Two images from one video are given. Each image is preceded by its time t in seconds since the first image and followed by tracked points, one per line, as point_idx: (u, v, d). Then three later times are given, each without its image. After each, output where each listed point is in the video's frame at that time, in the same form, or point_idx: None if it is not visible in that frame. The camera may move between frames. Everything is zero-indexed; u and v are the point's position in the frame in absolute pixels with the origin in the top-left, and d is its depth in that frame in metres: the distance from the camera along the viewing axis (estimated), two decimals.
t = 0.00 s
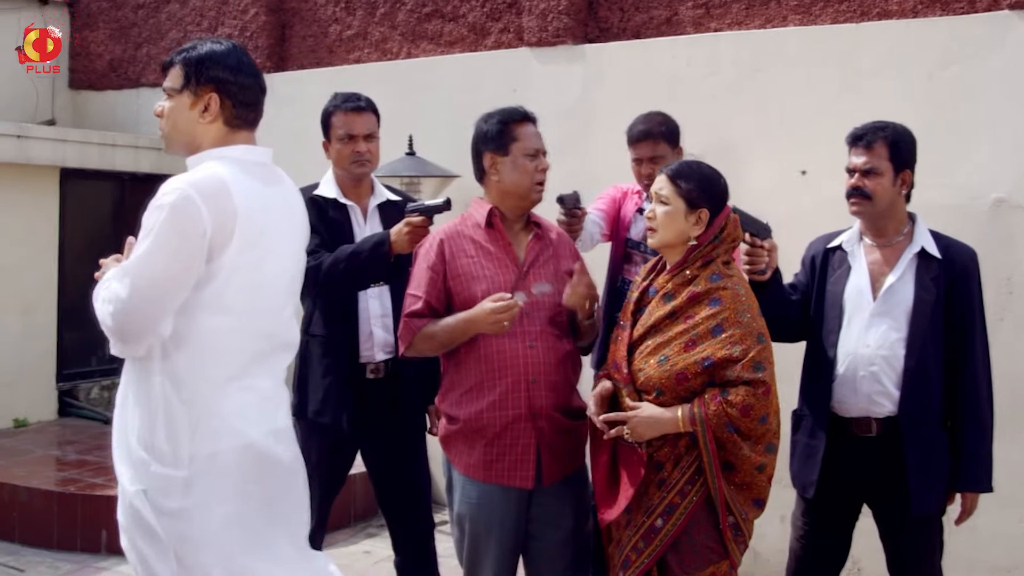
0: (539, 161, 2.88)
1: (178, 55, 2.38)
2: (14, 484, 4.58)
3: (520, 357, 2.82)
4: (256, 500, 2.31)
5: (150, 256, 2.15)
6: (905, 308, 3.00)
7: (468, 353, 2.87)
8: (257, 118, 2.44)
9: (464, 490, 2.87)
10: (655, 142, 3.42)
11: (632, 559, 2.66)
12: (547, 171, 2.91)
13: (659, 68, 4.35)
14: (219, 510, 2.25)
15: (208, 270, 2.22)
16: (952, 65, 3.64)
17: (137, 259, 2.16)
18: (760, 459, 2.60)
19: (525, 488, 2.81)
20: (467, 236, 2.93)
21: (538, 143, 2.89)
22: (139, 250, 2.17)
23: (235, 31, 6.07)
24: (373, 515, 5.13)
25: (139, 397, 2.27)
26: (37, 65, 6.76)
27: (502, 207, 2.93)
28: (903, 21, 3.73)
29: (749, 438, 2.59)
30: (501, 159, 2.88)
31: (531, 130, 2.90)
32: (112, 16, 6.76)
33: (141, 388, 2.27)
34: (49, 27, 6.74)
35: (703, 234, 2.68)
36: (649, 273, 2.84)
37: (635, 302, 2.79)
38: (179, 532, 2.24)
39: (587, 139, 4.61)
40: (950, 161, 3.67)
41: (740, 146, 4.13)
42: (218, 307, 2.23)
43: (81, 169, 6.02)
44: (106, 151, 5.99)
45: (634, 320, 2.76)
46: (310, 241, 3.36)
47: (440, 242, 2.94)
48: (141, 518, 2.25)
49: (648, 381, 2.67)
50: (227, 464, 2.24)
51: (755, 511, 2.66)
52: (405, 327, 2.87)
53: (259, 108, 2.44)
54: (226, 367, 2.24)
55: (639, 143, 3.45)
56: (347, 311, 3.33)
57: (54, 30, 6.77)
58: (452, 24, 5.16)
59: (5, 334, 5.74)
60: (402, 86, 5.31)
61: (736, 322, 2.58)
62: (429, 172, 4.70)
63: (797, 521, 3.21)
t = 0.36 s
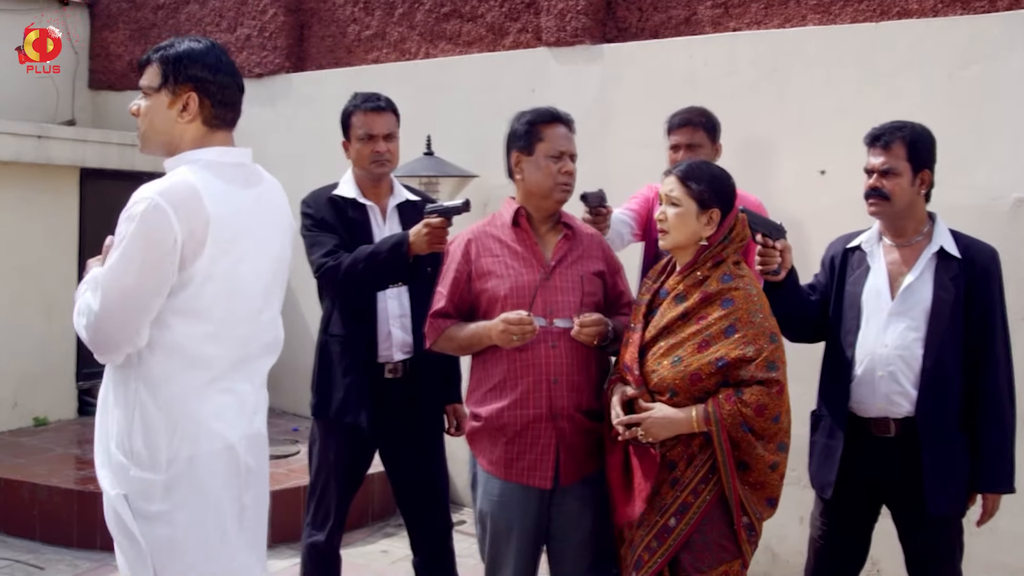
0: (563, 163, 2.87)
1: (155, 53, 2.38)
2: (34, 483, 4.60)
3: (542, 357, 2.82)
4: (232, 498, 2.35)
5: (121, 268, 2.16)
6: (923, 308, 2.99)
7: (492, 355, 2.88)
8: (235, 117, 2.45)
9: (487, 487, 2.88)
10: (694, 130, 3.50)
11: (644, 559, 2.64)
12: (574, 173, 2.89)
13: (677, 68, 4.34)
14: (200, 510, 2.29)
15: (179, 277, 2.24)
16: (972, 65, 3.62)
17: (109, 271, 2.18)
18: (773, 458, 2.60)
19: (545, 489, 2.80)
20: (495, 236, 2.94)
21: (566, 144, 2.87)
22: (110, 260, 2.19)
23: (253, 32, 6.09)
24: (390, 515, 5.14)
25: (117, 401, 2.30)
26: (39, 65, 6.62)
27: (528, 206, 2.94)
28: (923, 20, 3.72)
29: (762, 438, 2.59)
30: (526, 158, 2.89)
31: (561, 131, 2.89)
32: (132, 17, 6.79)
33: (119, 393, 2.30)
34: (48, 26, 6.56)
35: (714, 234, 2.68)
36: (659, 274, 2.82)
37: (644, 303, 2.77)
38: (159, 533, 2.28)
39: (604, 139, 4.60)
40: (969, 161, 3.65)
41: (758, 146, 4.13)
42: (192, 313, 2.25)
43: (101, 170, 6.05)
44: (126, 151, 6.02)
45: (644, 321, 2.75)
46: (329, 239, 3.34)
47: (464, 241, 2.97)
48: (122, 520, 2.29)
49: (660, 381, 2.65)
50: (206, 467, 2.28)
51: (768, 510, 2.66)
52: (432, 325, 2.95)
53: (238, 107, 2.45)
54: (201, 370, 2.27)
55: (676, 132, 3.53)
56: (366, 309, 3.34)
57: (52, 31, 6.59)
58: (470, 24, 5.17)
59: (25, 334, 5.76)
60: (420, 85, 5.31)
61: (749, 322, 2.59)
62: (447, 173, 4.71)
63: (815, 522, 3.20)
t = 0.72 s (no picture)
0: (582, 164, 2.86)
1: (146, 54, 2.35)
2: (46, 483, 4.61)
3: (550, 357, 2.82)
4: (251, 486, 2.40)
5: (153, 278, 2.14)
6: (933, 309, 2.99)
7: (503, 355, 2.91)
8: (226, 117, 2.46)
9: (496, 485, 2.89)
10: (704, 135, 3.49)
11: (656, 560, 2.64)
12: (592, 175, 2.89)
13: (689, 68, 4.34)
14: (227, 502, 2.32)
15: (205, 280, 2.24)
16: (984, 64, 3.61)
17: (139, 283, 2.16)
18: (785, 459, 2.60)
19: (553, 488, 2.80)
20: (512, 236, 2.96)
21: (584, 146, 2.87)
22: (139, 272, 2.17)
23: (265, 32, 6.10)
24: (401, 516, 5.14)
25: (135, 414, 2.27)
26: (35, 65, 6.52)
27: (545, 206, 2.94)
28: (935, 20, 3.71)
29: (774, 438, 2.58)
30: (545, 159, 2.89)
31: (581, 133, 2.88)
32: (143, 18, 6.81)
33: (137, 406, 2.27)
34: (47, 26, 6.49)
35: (725, 233, 2.68)
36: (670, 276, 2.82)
37: (656, 304, 2.78)
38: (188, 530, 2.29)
39: (615, 139, 4.60)
40: (981, 161, 3.64)
41: (770, 146, 4.12)
42: (218, 312, 2.27)
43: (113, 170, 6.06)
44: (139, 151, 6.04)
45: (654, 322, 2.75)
46: (343, 237, 3.35)
47: (483, 240, 3.01)
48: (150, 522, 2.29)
49: (672, 383, 2.65)
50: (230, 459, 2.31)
51: (780, 511, 2.65)
52: (448, 322, 3.03)
53: (228, 107, 2.46)
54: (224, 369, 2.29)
55: (687, 137, 3.53)
56: (378, 308, 3.34)
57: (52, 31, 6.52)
58: (482, 25, 5.18)
59: (38, 334, 5.78)
60: (431, 85, 5.31)
61: (760, 323, 2.58)
62: (459, 173, 4.72)
63: (826, 523, 3.20)
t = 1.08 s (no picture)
0: (588, 166, 2.85)
1: (166, 53, 2.42)
2: (55, 482, 4.63)
3: (558, 358, 2.81)
4: (269, 476, 2.48)
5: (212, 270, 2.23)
6: (942, 310, 2.98)
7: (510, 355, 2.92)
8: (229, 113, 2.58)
9: (504, 484, 2.90)
10: (702, 132, 3.48)
11: (670, 561, 2.65)
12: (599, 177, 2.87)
13: (697, 68, 4.34)
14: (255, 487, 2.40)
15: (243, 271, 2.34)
16: (994, 64, 3.61)
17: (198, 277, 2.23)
18: (799, 461, 2.59)
19: (560, 488, 2.80)
20: (523, 235, 2.97)
21: (590, 147, 2.85)
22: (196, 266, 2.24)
23: (273, 33, 6.10)
24: (409, 516, 5.14)
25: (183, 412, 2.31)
26: (37, 65, 6.52)
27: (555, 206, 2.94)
28: (944, 20, 3.71)
29: (789, 440, 2.57)
30: (553, 160, 2.90)
31: (587, 133, 2.87)
32: (151, 19, 6.82)
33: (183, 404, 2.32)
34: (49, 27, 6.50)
35: (741, 233, 2.67)
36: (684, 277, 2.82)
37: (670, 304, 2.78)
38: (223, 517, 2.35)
39: (623, 140, 4.60)
40: (990, 161, 3.63)
41: (778, 146, 4.11)
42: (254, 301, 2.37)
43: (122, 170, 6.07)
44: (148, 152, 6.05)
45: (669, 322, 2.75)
46: (353, 235, 3.34)
47: (493, 239, 3.02)
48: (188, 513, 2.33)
49: (686, 383, 2.65)
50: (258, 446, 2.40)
51: (795, 513, 2.64)
52: (456, 321, 3.04)
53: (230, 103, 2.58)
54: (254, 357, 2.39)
55: (685, 134, 3.52)
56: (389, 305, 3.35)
57: (54, 31, 6.52)
58: (490, 25, 5.18)
59: (46, 334, 5.79)
60: (439, 85, 5.32)
61: (775, 323, 2.57)
62: (466, 173, 4.73)
63: (834, 524, 3.19)
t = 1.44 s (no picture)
0: (559, 160, 2.85)
1: (172, 57, 2.45)
2: (59, 482, 4.63)
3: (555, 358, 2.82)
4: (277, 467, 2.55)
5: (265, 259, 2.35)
6: (946, 309, 2.97)
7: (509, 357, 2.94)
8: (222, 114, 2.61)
9: (502, 481, 2.92)
10: (692, 131, 3.50)
11: (676, 562, 2.64)
12: (574, 172, 2.83)
13: (700, 69, 4.34)
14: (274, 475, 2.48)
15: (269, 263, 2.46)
16: (998, 64, 3.60)
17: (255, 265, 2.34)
18: (807, 463, 2.59)
19: (554, 487, 2.81)
20: (529, 235, 2.97)
21: (566, 142, 2.84)
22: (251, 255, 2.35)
23: (276, 33, 6.10)
24: (412, 516, 5.14)
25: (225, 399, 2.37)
26: (37, 66, 6.51)
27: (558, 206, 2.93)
28: (948, 20, 3.71)
29: (797, 442, 2.58)
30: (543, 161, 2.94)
31: (565, 130, 2.87)
32: (155, 19, 6.83)
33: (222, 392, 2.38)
34: (51, 27, 6.49)
35: (751, 234, 2.67)
36: (691, 277, 2.82)
37: (678, 304, 2.78)
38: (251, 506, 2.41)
39: (626, 140, 4.60)
40: (994, 161, 3.63)
41: (782, 147, 4.12)
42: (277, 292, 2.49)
43: (126, 170, 6.08)
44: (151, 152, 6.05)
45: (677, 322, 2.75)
46: (358, 234, 3.35)
47: (500, 239, 3.03)
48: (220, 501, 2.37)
49: (693, 383, 2.65)
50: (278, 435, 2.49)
51: (802, 515, 2.64)
52: (462, 319, 3.06)
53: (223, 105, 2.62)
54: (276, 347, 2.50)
55: (676, 134, 3.54)
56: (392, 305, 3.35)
57: (55, 30, 6.50)
58: (493, 25, 5.19)
59: (50, 335, 5.80)
60: (442, 85, 5.32)
61: (784, 324, 2.57)
62: (469, 173, 4.74)
63: (837, 524, 3.19)
